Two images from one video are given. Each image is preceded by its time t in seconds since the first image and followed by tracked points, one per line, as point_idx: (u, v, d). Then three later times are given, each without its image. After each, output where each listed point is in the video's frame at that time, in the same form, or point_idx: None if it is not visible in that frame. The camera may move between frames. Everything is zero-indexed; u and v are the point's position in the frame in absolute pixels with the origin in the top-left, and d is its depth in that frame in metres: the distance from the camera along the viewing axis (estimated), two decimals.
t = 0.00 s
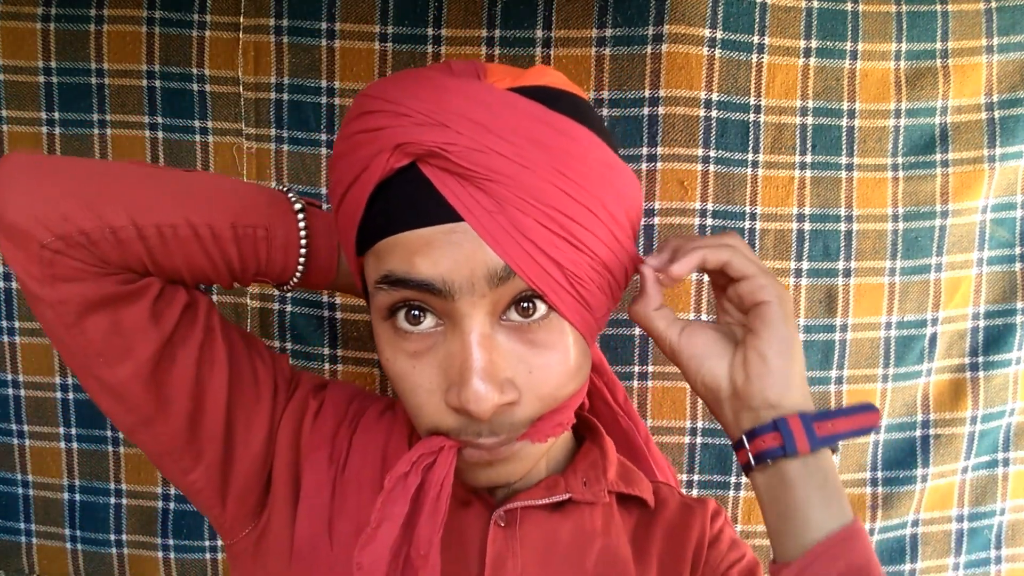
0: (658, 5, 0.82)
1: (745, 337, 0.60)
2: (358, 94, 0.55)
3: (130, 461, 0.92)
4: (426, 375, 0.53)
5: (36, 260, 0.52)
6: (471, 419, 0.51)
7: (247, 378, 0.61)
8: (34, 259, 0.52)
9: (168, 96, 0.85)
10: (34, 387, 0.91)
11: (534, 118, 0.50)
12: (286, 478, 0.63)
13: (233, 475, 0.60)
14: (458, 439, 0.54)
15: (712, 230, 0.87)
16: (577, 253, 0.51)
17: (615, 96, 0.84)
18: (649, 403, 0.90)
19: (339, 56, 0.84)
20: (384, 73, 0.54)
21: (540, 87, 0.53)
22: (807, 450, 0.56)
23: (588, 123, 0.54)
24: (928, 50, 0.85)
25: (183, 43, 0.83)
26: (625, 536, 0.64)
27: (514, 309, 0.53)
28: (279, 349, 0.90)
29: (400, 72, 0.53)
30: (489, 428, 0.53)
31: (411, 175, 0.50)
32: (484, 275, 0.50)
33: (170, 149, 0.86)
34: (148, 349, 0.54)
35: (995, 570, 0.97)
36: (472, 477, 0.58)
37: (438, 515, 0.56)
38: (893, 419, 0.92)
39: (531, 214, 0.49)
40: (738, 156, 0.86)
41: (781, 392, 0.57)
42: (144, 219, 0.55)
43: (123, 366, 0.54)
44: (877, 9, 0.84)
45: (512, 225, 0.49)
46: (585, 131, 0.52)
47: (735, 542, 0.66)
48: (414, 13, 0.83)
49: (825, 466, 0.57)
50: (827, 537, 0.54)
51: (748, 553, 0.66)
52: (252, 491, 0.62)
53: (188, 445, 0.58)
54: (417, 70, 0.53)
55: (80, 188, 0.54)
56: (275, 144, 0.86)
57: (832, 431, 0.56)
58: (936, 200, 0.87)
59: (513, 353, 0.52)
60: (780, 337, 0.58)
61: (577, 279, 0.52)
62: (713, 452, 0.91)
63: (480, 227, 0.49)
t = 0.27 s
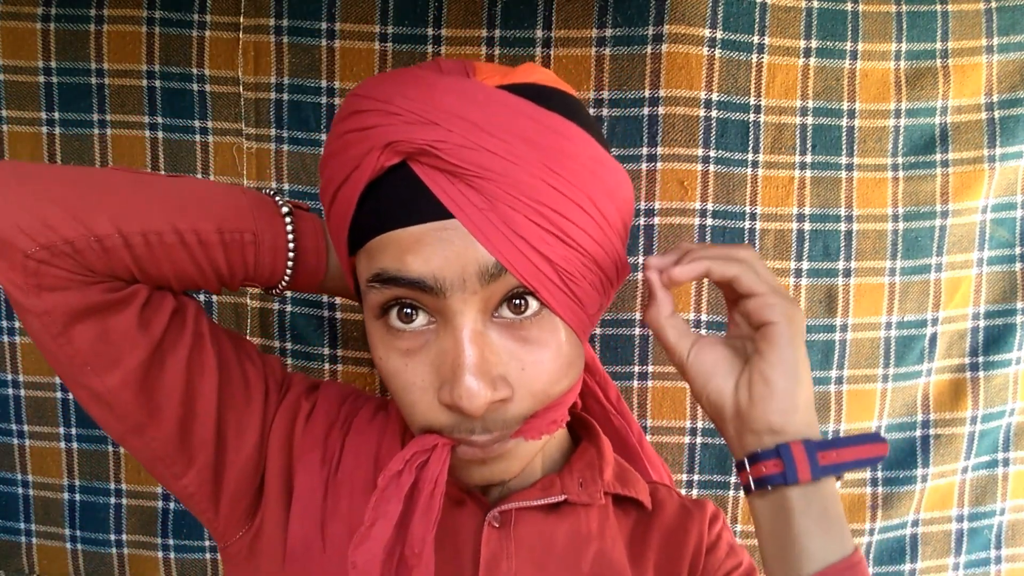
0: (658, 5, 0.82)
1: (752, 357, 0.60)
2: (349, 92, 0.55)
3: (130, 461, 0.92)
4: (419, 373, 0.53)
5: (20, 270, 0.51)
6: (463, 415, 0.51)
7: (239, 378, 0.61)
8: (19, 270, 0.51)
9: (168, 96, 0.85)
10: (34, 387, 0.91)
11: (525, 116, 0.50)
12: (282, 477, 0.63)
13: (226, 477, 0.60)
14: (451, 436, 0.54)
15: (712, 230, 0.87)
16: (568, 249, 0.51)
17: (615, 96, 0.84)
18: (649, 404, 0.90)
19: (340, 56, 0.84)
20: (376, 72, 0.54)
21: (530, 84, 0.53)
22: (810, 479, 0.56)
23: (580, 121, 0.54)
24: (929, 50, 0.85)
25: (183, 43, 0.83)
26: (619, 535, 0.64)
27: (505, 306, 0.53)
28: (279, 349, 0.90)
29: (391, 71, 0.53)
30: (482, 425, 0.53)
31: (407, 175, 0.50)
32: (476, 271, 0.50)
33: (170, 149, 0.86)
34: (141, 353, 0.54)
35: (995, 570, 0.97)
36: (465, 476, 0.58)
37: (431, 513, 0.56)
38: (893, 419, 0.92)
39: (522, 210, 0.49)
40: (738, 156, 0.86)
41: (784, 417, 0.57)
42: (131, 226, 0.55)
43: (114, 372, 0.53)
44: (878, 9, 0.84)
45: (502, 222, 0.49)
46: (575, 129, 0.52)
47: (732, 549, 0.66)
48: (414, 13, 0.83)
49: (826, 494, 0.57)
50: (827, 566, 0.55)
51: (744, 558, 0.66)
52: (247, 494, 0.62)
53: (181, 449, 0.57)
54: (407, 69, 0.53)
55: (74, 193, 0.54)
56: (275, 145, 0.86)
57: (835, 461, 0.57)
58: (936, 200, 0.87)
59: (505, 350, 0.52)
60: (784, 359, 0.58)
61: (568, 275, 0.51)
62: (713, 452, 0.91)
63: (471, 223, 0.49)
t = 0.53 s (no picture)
0: (658, 5, 0.82)
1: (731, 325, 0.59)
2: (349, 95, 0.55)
3: (130, 461, 0.92)
4: (418, 377, 0.53)
5: (20, 269, 0.51)
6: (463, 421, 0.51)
7: (238, 379, 0.60)
8: (18, 269, 0.51)
9: (168, 96, 0.85)
10: (34, 387, 0.91)
11: (525, 120, 0.50)
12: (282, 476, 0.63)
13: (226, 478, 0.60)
14: (450, 440, 0.54)
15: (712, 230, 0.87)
16: (568, 255, 0.51)
17: (616, 96, 0.84)
18: (649, 404, 0.90)
19: (340, 56, 0.84)
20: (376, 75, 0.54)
21: (531, 87, 0.53)
22: (795, 438, 0.56)
23: (579, 123, 0.54)
24: (928, 50, 0.85)
25: (183, 43, 0.83)
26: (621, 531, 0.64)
27: (505, 311, 0.53)
28: (279, 349, 0.90)
29: (392, 73, 0.53)
30: (481, 430, 0.53)
31: (407, 175, 0.50)
32: (476, 276, 0.50)
33: (171, 149, 0.86)
34: (141, 354, 0.54)
35: (995, 570, 0.97)
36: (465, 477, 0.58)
37: (430, 514, 0.56)
38: (893, 419, 0.92)
39: (522, 216, 0.49)
40: (738, 156, 0.86)
41: (767, 381, 0.57)
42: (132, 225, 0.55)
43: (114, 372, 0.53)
44: (877, 9, 0.84)
45: (503, 227, 0.49)
46: (576, 133, 0.52)
47: (729, 535, 0.65)
48: (414, 13, 0.83)
49: (813, 454, 0.56)
50: (817, 523, 0.54)
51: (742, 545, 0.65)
52: (246, 494, 0.62)
53: (181, 449, 0.57)
54: (409, 71, 0.53)
55: (74, 193, 0.54)
56: (275, 144, 0.86)
57: (820, 419, 0.56)
58: (936, 200, 0.87)
59: (505, 356, 0.52)
60: (763, 327, 0.57)
61: (568, 280, 0.51)
62: (713, 452, 0.91)
63: (472, 229, 0.49)
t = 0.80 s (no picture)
0: (658, 5, 0.82)
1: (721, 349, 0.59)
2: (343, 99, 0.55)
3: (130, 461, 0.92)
4: (415, 379, 0.53)
5: (16, 272, 0.51)
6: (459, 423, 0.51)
7: (236, 381, 0.60)
8: (14, 272, 0.51)
9: (168, 95, 0.85)
10: (34, 387, 0.91)
11: (519, 121, 0.50)
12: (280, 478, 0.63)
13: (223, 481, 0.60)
14: (447, 442, 0.54)
15: (712, 231, 0.87)
16: (563, 255, 0.51)
17: (615, 96, 0.84)
18: (649, 404, 0.90)
19: (340, 56, 0.84)
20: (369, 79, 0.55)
21: (526, 88, 0.53)
22: (779, 461, 0.56)
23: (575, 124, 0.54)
24: (928, 50, 0.85)
25: (184, 43, 0.83)
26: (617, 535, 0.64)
27: (501, 313, 0.53)
28: (279, 350, 0.90)
29: (386, 76, 0.53)
30: (478, 432, 0.53)
31: (404, 177, 0.50)
32: (470, 278, 0.50)
33: (170, 150, 0.86)
34: (138, 357, 0.54)
35: (995, 570, 0.97)
36: (460, 480, 0.58)
37: (427, 517, 0.55)
38: (893, 419, 0.92)
39: (516, 217, 0.49)
40: (738, 156, 0.86)
41: (756, 405, 0.57)
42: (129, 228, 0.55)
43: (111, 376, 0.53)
44: (877, 9, 0.84)
45: (498, 229, 0.49)
46: (569, 133, 0.52)
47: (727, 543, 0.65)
48: (414, 13, 0.83)
49: (799, 476, 0.56)
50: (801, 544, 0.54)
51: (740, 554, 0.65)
52: (243, 497, 0.62)
53: (178, 452, 0.57)
54: (402, 74, 0.53)
55: (72, 195, 0.54)
56: (275, 145, 0.86)
57: (804, 442, 0.56)
58: (936, 200, 0.87)
59: (501, 358, 0.52)
60: (753, 353, 0.58)
61: (563, 281, 0.51)
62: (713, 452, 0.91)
63: (466, 231, 0.49)
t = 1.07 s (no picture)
0: (658, 6, 0.82)
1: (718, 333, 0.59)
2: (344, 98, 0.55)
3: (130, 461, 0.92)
4: (415, 378, 0.53)
5: (8, 277, 0.51)
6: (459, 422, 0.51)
7: (229, 379, 0.61)
8: (7, 277, 0.51)
9: (168, 95, 0.85)
10: (34, 387, 0.91)
11: (520, 121, 0.50)
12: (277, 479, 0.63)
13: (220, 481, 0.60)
14: (446, 442, 0.54)
15: (712, 230, 0.87)
16: (564, 255, 0.51)
17: (615, 96, 0.84)
18: (649, 404, 0.90)
19: (340, 56, 0.84)
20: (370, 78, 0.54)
21: (528, 89, 0.53)
22: (767, 438, 0.56)
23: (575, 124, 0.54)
24: (928, 50, 0.85)
25: (184, 43, 0.83)
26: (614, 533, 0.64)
27: (502, 312, 0.53)
28: (279, 349, 0.90)
29: (388, 75, 0.53)
30: (478, 431, 0.53)
31: (403, 178, 0.50)
32: (471, 277, 0.50)
33: (170, 150, 0.86)
34: (132, 359, 0.54)
35: (995, 570, 0.97)
36: (459, 479, 0.58)
37: (428, 516, 0.56)
38: (893, 419, 0.91)
39: (518, 217, 0.49)
40: (738, 156, 0.86)
41: (745, 383, 0.57)
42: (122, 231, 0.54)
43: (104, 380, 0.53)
44: (877, 9, 0.84)
45: (500, 228, 0.49)
46: (570, 133, 0.52)
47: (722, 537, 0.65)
48: (414, 13, 0.83)
49: (787, 452, 0.56)
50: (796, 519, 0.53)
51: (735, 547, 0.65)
52: (239, 497, 0.61)
53: (174, 454, 0.57)
54: (404, 73, 0.53)
55: (67, 196, 0.53)
56: (275, 145, 0.86)
57: (791, 420, 0.56)
58: (936, 200, 0.87)
59: (502, 357, 0.52)
60: (749, 333, 0.57)
61: (564, 281, 0.51)
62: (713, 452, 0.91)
63: (469, 231, 0.49)
